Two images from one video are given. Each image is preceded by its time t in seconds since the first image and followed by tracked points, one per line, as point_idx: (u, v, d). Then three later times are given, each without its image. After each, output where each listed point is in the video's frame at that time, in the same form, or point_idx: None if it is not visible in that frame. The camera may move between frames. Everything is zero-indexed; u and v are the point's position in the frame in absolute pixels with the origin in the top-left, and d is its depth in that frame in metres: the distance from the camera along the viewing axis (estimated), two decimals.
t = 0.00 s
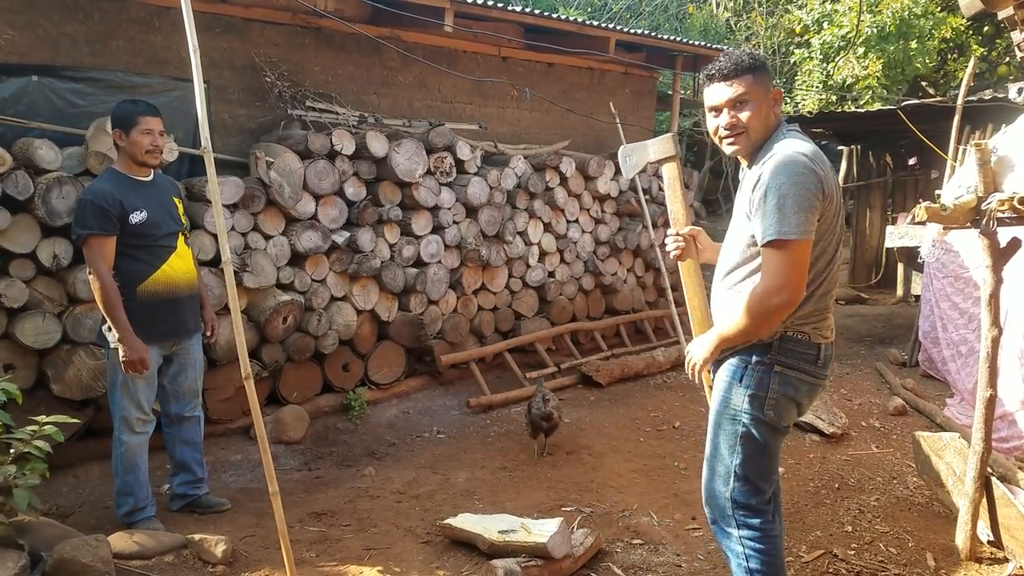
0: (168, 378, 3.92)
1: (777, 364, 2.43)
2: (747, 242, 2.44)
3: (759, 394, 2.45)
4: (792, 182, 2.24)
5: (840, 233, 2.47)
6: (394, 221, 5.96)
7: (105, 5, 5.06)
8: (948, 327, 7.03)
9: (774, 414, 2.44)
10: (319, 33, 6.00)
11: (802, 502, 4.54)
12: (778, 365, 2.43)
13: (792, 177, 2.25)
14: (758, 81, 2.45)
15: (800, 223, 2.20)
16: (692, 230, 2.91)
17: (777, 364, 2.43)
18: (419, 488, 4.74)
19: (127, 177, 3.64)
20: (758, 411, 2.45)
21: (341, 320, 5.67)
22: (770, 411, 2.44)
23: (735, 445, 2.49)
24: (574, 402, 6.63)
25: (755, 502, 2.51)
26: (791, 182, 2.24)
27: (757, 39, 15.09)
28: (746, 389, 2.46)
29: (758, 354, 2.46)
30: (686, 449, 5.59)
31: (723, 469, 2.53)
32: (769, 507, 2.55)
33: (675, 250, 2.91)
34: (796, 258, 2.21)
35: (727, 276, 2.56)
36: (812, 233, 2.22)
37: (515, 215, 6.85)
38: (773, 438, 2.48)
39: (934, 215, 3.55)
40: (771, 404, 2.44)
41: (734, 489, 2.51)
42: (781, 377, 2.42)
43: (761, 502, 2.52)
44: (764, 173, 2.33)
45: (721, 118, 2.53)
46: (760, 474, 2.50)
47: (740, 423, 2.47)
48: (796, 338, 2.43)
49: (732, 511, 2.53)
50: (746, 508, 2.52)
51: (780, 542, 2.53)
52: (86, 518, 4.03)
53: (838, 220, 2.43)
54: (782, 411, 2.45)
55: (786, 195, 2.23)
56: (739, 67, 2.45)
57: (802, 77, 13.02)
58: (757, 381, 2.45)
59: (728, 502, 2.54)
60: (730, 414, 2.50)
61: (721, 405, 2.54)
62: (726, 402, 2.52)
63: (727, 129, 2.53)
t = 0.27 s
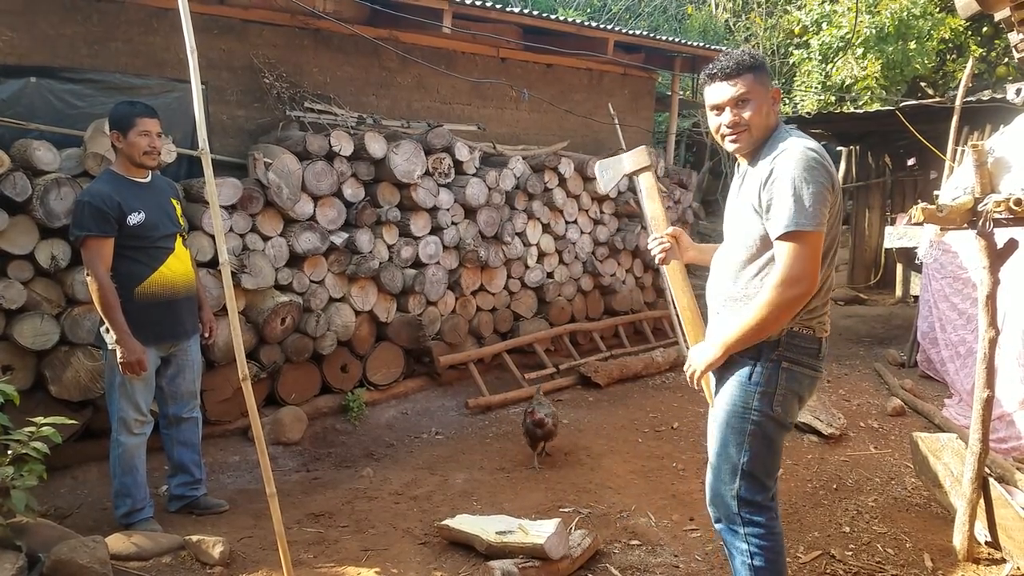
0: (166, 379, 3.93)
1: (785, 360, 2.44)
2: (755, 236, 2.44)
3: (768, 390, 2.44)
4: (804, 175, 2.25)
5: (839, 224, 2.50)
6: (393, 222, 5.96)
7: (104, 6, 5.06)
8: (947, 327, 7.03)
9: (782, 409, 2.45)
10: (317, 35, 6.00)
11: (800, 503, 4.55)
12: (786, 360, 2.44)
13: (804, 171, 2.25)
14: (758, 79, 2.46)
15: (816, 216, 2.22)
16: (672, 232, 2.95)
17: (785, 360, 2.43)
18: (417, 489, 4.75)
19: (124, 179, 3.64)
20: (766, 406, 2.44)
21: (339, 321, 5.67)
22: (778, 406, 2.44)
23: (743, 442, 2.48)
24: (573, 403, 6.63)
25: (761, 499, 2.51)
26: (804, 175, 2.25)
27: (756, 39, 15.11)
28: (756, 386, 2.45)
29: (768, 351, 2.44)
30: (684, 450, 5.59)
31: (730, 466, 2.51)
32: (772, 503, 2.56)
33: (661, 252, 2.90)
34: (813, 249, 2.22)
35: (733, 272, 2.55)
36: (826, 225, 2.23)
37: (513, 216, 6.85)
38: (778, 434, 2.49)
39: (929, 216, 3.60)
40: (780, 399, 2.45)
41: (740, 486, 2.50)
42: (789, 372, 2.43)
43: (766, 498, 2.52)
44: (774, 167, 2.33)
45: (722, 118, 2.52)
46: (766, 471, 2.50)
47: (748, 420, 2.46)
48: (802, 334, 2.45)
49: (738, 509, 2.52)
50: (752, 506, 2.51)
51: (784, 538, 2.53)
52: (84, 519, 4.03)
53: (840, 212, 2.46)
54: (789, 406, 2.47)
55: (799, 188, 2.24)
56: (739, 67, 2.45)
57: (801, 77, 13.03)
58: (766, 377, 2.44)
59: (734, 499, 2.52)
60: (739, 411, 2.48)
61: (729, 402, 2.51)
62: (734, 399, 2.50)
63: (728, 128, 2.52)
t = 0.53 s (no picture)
0: (167, 379, 3.93)
1: (783, 358, 2.44)
2: (753, 235, 2.44)
3: (766, 387, 2.45)
4: (803, 173, 2.25)
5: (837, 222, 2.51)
6: (392, 223, 5.96)
7: (104, 7, 5.07)
8: (946, 328, 7.02)
9: (780, 406, 2.45)
10: (317, 35, 6.01)
11: (800, 504, 4.55)
12: (784, 358, 2.44)
13: (803, 169, 2.26)
14: (749, 84, 2.46)
15: (817, 213, 2.22)
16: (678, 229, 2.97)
17: (783, 358, 2.44)
18: (417, 489, 4.75)
19: (125, 179, 3.64)
20: (764, 403, 2.45)
21: (339, 322, 5.67)
22: (776, 403, 2.45)
23: (741, 440, 2.48)
24: (573, 404, 6.63)
25: (760, 496, 2.50)
26: (803, 174, 2.25)
27: (755, 40, 15.13)
28: (754, 383, 2.46)
29: (765, 348, 2.45)
30: (684, 451, 5.60)
31: (729, 463, 2.51)
32: (771, 501, 2.55)
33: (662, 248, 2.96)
34: (814, 246, 2.22)
35: (731, 273, 2.55)
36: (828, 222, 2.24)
37: (513, 216, 6.86)
38: (777, 431, 2.49)
39: (929, 217, 3.56)
40: (778, 396, 2.45)
41: (739, 483, 2.50)
42: (788, 369, 2.43)
43: (765, 495, 2.52)
44: (771, 167, 2.34)
45: (716, 124, 2.54)
46: (765, 468, 2.50)
47: (746, 417, 2.47)
48: (799, 332, 2.45)
49: (737, 506, 2.52)
50: (751, 503, 2.51)
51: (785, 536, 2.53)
52: (84, 519, 4.03)
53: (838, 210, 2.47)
54: (787, 403, 2.47)
55: (798, 186, 2.24)
56: (733, 72, 2.46)
57: (801, 78, 13.05)
58: (763, 375, 2.45)
59: (733, 496, 2.52)
60: (737, 408, 2.49)
61: (727, 399, 2.52)
62: (732, 396, 2.50)
63: (723, 134, 2.53)
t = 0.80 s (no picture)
0: (167, 380, 3.93)
1: (772, 362, 2.45)
2: (737, 247, 2.49)
3: (752, 390, 2.46)
4: (778, 189, 2.30)
5: (833, 237, 2.50)
6: (393, 223, 5.96)
7: (104, 7, 5.07)
8: (947, 329, 7.02)
9: (766, 410, 2.46)
10: (317, 36, 6.01)
11: (800, 504, 4.55)
12: (771, 361, 2.45)
13: (781, 184, 2.30)
14: (721, 103, 2.63)
15: (786, 228, 2.26)
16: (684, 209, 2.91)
17: (771, 361, 2.45)
18: (417, 490, 4.75)
19: (125, 180, 3.65)
20: (750, 406, 2.46)
21: (340, 322, 5.67)
22: (762, 406, 2.46)
23: (728, 441, 2.49)
24: (573, 404, 6.63)
25: (746, 499, 2.51)
26: (778, 189, 2.30)
27: (755, 41, 15.14)
28: (741, 386, 2.47)
29: (754, 351, 2.46)
30: (685, 451, 5.60)
31: (715, 464, 2.52)
32: (759, 505, 2.55)
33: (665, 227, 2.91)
34: (779, 260, 2.26)
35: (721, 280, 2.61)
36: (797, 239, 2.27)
37: (513, 217, 6.86)
38: (764, 434, 2.50)
39: (929, 217, 3.60)
40: (765, 400, 2.46)
41: (725, 485, 2.51)
42: (776, 373, 2.44)
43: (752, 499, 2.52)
44: (753, 181, 2.39)
45: (703, 143, 2.73)
46: (752, 470, 2.50)
47: (732, 420, 2.48)
48: (789, 336, 2.46)
49: (723, 508, 2.53)
50: (737, 505, 2.51)
51: (772, 540, 2.52)
52: (84, 520, 4.03)
53: (831, 226, 2.46)
54: (773, 408, 2.48)
55: (772, 201, 2.29)
56: (699, 99, 2.64)
57: (801, 78, 13.05)
58: (750, 377, 2.46)
59: (719, 498, 2.53)
60: (723, 410, 2.50)
61: (715, 401, 2.53)
62: (719, 398, 2.52)
63: (709, 154, 2.73)
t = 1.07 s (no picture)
0: (167, 381, 3.92)
1: (756, 370, 2.47)
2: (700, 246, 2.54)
3: (736, 397, 2.48)
4: (728, 203, 2.31)
5: (819, 250, 2.43)
6: (393, 224, 5.95)
7: (105, 8, 5.07)
8: (947, 330, 7.01)
9: (752, 417, 2.47)
10: (318, 37, 6.01)
11: (801, 505, 4.54)
12: (755, 369, 2.47)
13: (726, 201, 2.31)
14: (699, 112, 2.63)
15: (726, 244, 2.29)
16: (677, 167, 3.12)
17: (755, 369, 2.47)
18: (418, 491, 4.74)
19: (125, 181, 3.64)
20: (736, 413, 2.48)
21: (340, 323, 5.67)
22: (747, 414, 2.47)
23: (716, 448, 2.52)
24: (573, 405, 6.63)
25: (739, 506, 2.51)
26: (725, 204, 2.31)
27: (756, 42, 15.15)
28: (724, 393, 2.50)
29: (737, 358, 2.50)
30: (685, 452, 5.60)
31: (706, 470, 2.55)
32: (754, 513, 2.56)
33: (655, 181, 3.09)
34: (714, 273, 2.32)
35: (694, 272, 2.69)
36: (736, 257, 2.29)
37: (514, 218, 6.86)
38: (752, 442, 2.50)
39: (930, 218, 3.60)
40: (748, 408, 2.47)
41: (716, 491, 2.53)
42: (759, 381, 2.46)
43: (745, 507, 2.52)
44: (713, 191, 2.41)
45: (690, 146, 2.77)
46: (743, 478, 2.51)
47: (718, 426, 2.51)
48: (775, 345, 2.46)
49: (715, 515, 2.54)
50: (729, 512, 2.52)
51: (765, 548, 2.52)
52: (85, 521, 4.03)
53: (810, 240, 2.40)
54: (760, 416, 2.48)
55: (715, 217, 2.32)
56: (680, 109, 2.68)
57: (801, 79, 13.06)
58: (734, 384, 2.49)
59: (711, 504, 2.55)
60: (709, 417, 2.54)
61: (702, 408, 2.57)
62: (706, 405, 2.56)
63: (696, 157, 2.77)
